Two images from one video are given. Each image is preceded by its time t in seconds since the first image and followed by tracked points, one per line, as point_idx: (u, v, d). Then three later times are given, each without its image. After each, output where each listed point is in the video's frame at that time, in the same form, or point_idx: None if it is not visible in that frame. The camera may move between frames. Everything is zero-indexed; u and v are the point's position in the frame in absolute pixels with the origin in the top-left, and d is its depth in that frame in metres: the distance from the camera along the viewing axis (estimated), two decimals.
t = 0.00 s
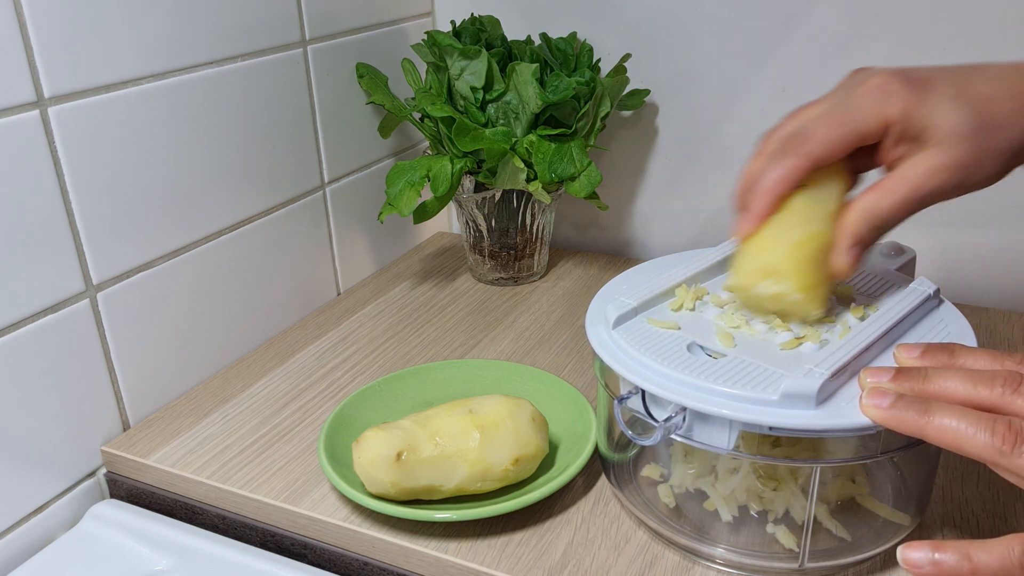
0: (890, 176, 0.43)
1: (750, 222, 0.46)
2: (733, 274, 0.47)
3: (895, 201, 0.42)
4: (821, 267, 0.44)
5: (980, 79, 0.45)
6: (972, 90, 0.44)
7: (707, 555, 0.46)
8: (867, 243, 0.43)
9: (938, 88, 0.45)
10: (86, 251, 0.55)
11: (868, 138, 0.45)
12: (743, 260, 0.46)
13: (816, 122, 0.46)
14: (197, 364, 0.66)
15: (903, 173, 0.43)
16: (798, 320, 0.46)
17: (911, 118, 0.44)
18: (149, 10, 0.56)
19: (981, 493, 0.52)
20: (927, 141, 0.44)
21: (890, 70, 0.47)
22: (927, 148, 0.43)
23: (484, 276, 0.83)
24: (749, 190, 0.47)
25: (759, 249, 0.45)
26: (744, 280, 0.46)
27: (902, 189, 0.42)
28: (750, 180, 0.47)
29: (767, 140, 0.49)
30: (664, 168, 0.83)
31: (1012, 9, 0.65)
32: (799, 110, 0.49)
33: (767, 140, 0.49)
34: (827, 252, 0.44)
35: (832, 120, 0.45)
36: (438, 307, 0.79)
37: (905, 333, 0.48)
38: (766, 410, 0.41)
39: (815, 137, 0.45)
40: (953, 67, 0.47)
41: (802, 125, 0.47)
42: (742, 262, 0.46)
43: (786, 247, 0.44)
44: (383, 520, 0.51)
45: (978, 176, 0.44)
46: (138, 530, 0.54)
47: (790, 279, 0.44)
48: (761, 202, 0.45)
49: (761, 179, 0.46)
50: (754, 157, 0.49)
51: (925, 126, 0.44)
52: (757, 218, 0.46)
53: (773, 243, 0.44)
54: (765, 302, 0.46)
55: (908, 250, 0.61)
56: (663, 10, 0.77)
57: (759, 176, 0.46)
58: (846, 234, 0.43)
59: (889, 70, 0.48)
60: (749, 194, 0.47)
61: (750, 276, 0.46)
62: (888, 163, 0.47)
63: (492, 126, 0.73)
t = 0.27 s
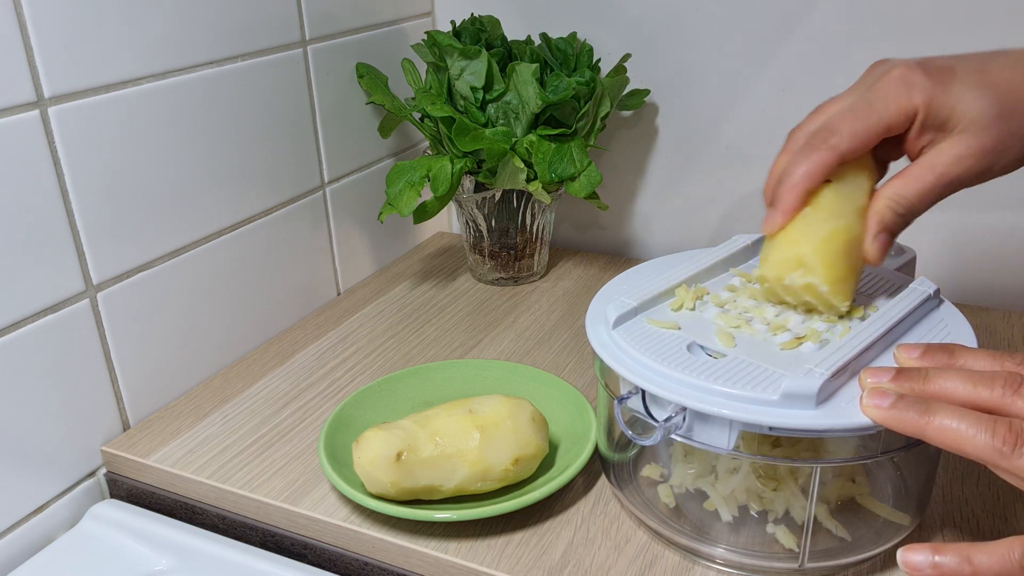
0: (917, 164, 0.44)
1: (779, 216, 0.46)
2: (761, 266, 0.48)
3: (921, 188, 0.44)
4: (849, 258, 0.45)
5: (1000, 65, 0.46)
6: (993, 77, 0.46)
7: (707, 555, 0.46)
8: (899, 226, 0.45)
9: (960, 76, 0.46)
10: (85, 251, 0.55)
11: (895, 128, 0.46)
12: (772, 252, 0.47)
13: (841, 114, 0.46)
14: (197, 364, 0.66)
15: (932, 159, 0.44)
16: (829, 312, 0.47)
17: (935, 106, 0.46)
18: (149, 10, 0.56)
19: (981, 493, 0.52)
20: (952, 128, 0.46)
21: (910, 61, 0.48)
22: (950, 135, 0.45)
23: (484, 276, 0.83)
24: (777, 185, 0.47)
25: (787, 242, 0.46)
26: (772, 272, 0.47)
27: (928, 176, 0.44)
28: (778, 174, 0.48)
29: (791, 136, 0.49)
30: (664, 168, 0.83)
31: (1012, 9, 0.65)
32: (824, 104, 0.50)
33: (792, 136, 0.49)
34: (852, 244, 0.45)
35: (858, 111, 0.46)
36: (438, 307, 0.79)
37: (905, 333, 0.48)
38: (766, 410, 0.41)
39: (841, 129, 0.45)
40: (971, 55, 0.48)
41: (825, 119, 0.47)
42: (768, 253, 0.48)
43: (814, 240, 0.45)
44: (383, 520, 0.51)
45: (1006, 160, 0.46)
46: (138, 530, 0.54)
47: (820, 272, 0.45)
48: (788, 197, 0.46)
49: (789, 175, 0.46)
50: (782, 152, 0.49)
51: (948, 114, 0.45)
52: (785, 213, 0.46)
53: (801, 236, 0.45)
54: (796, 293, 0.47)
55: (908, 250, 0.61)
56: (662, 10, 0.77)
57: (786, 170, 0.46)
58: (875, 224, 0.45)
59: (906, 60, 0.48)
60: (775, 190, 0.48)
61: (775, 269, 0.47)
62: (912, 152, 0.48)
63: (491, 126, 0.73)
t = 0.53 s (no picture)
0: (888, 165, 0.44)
1: (757, 219, 0.46)
2: (739, 274, 0.47)
3: (898, 189, 0.43)
4: (828, 263, 0.44)
5: (974, 66, 0.46)
6: (967, 79, 0.45)
7: (707, 555, 0.46)
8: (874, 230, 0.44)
9: (932, 78, 0.45)
10: (85, 251, 0.55)
11: (867, 132, 0.45)
12: (749, 258, 0.46)
13: (814, 120, 0.47)
14: (197, 364, 0.66)
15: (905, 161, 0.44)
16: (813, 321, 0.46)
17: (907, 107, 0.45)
18: (149, 10, 0.56)
19: (981, 493, 0.52)
20: (924, 131, 0.45)
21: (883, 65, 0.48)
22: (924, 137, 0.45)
23: (484, 276, 0.83)
24: (756, 190, 0.47)
25: (763, 246, 0.45)
26: (750, 278, 0.45)
27: (904, 177, 0.43)
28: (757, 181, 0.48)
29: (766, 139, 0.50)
30: (664, 168, 0.83)
31: (1012, 9, 0.65)
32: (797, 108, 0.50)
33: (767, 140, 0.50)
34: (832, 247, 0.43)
35: (830, 116, 0.46)
36: (438, 307, 0.79)
37: (905, 333, 0.48)
38: (766, 410, 0.41)
39: (817, 133, 0.46)
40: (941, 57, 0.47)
41: (802, 124, 0.47)
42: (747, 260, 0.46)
43: (795, 244, 0.43)
44: (383, 520, 0.51)
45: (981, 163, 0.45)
46: (138, 530, 0.54)
47: (797, 276, 0.43)
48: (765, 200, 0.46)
49: (768, 179, 0.46)
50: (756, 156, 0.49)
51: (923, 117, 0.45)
52: (764, 216, 0.46)
53: (781, 239, 0.44)
54: (774, 298, 0.45)
55: (908, 250, 0.62)
56: (663, 10, 0.77)
57: (763, 176, 0.47)
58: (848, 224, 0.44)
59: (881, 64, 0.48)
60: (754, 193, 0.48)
61: (753, 273, 0.45)
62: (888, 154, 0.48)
63: (491, 126, 0.73)
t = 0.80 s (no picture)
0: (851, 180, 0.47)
1: (718, 228, 0.47)
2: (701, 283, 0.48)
3: (864, 203, 0.47)
4: (789, 273, 0.45)
5: (943, 88, 0.49)
6: (936, 98, 0.48)
7: (707, 555, 0.46)
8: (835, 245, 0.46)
9: (901, 94, 0.48)
10: (86, 251, 0.55)
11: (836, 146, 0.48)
12: (710, 268, 0.47)
13: (781, 131, 0.48)
14: (197, 364, 0.66)
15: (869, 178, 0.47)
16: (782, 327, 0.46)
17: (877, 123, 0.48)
18: (149, 10, 0.56)
19: (981, 493, 0.52)
20: (892, 148, 0.48)
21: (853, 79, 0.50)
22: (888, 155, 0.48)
23: (484, 276, 0.83)
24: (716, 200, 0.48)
25: (723, 255, 0.46)
26: (711, 288, 0.47)
27: (871, 193, 0.47)
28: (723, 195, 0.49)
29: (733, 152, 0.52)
30: (664, 168, 0.83)
31: (1012, 9, 0.65)
32: (765, 120, 0.52)
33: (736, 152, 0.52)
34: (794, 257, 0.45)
35: (801, 127, 0.47)
36: (438, 307, 0.79)
37: (905, 333, 0.48)
38: (766, 410, 0.41)
39: (782, 146, 0.47)
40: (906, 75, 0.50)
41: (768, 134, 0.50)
42: (710, 269, 0.47)
43: (752, 254, 0.45)
44: (383, 520, 0.51)
45: (942, 181, 0.49)
46: (138, 530, 0.54)
47: (757, 288, 0.45)
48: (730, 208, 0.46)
49: (730, 189, 0.47)
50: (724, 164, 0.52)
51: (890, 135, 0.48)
52: (726, 227, 0.46)
53: (740, 249, 0.46)
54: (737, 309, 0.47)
55: (908, 250, 0.62)
56: (663, 10, 0.77)
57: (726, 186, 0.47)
58: (813, 239, 0.46)
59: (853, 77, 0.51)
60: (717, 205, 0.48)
61: (715, 284, 0.47)
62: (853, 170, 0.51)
63: (492, 126, 0.73)
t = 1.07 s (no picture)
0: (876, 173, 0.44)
1: (741, 225, 0.46)
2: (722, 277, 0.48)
3: (886, 198, 0.43)
4: (811, 268, 0.45)
5: (965, 82, 0.45)
6: (960, 92, 0.45)
7: (707, 555, 0.46)
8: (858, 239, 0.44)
9: (925, 89, 0.45)
10: (86, 251, 0.55)
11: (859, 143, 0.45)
12: (734, 264, 0.47)
13: (807, 125, 0.46)
14: (197, 364, 0.66)
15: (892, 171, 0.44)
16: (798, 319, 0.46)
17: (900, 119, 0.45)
18: (149, 10, 0.56)
19: (981, 493, 0.52)
20: (917, 142, 0.45)
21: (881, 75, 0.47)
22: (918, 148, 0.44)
23: (484, 276, 0.83)
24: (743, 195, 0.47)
25: (744, 252, 0.46)
26: (732, 284, 0.47)
27: (893, 187, 0.43)
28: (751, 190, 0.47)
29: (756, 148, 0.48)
30: (664, 168, 0.83)
31: (1012, 9, 0.65)
32: (789, 115, 0.48)
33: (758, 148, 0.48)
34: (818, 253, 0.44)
35: (824, 124, 0.45)
36: (438, 307, 0.79)
37: (905, 333, 0.48)
38: (766, 410, 0.41)
39: (807, 143, 0.45)
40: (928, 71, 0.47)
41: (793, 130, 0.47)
42: (731, 264, 0.47)
43: (775, 253, 0.44)
44: (383, 520, 0.51)
45: (968, 178, 0.45)
46: (138, 530, 0.54)
47: (780, 283, 0.45)
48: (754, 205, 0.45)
49: (755, 185, 0.45)
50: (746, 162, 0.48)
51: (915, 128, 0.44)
52: (750, 223, 0.45)
53: (764, 248, 0.45)
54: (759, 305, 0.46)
55: (908, 250, 0.62)
56: (663, 10, 0.77)
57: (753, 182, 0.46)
58: (835, 233, 0.44)
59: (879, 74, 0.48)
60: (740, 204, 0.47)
61: (736, 280, 0.46)
62: (876, 164, 0.48)
63: (491, 126, 0.73)
